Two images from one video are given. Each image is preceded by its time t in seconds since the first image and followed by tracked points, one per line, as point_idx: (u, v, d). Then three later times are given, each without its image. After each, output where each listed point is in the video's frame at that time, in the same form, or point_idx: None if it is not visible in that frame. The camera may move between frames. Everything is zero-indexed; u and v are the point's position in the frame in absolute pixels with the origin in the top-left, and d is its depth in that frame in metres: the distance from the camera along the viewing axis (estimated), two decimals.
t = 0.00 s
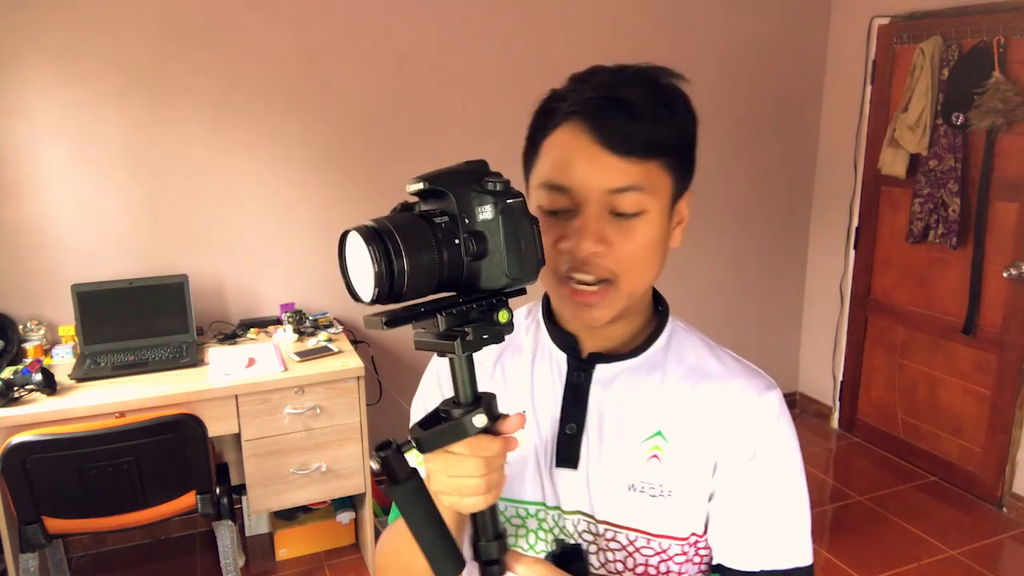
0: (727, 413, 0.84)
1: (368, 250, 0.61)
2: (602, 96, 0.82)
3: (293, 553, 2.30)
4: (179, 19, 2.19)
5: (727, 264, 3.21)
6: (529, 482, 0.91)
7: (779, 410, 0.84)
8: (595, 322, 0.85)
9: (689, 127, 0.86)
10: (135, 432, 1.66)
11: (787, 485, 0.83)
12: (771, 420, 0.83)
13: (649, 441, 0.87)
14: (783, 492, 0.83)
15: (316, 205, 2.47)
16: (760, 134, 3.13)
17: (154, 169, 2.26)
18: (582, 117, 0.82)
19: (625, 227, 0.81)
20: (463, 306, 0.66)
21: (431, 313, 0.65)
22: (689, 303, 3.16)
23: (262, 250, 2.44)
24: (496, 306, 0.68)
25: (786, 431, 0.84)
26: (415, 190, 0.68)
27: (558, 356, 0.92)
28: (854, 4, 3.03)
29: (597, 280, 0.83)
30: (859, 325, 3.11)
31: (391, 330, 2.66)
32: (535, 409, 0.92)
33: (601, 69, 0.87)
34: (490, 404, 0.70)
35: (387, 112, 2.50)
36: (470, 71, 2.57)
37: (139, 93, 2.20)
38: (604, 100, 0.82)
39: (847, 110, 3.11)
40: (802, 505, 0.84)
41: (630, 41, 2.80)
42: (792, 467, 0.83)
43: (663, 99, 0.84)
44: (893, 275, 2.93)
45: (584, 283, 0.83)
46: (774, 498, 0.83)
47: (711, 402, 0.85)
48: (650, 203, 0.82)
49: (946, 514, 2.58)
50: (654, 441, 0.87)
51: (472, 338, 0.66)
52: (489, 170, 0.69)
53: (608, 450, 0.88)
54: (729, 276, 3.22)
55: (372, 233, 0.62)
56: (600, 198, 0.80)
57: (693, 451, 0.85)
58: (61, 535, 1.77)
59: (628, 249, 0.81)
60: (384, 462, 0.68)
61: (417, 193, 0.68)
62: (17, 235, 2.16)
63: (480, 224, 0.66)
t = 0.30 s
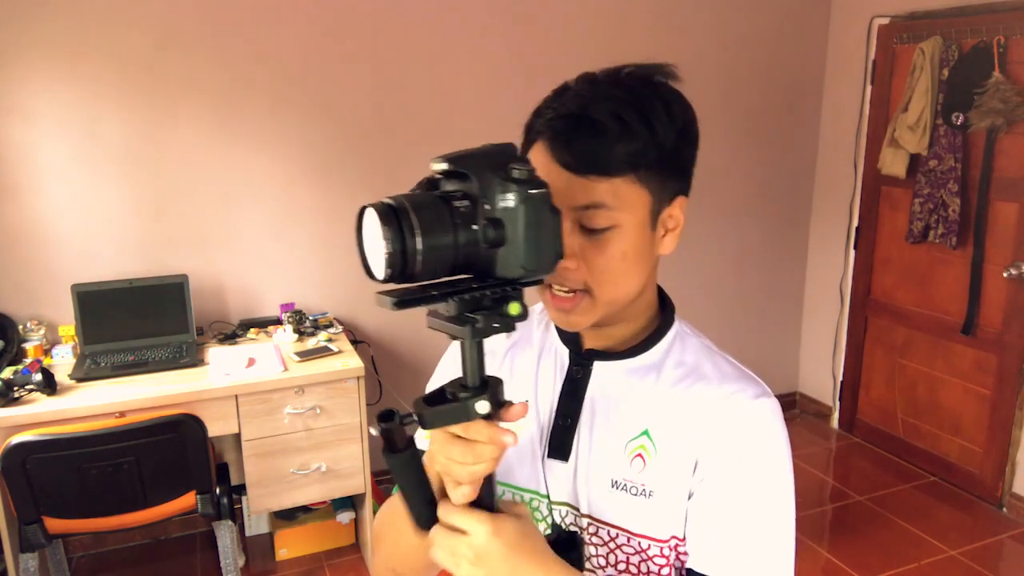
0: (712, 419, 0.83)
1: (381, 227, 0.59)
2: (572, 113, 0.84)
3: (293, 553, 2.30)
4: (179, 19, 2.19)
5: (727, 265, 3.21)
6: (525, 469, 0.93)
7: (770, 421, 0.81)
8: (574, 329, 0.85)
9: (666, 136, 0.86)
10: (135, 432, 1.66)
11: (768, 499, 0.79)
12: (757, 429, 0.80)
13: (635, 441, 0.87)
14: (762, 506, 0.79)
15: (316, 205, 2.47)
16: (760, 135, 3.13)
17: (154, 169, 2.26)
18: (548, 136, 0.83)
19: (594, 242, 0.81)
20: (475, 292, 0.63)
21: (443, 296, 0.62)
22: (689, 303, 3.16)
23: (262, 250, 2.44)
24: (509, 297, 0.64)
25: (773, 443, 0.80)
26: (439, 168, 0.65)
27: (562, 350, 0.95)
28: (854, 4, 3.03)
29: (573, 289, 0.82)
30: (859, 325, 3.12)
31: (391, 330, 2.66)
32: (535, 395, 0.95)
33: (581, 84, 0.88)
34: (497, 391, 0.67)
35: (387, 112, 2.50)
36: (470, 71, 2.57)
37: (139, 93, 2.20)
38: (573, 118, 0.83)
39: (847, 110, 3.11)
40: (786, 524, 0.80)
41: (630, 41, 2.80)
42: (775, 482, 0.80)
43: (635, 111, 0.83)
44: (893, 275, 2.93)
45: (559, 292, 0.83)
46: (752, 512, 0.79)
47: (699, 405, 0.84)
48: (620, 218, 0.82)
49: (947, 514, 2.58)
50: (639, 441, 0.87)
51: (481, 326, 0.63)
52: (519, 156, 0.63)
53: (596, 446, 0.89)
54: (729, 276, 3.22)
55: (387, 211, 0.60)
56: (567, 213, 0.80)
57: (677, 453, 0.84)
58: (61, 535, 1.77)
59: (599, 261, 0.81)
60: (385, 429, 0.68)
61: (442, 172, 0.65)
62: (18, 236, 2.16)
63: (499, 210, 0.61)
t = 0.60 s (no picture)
0: (739, 447, 0.78)
1: (440, 269, 0.60)
2: (609, 108, 0.82)
3: (294, 553, 2.30)
4: (179, 18, 2.19)
5: (727, 264, 3.21)
6: (543, 475, 0.94)
7: (804, 458, 0.74)
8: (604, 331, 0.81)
9: (705, 132, 0.83)
10: (135, 432, 1.66)
11: (790, 545, 0.73)
12: (787, 466, 0.74)
13: (660, 460, 0.84)
14: (784, 551, 0.73)
15: (315, 205, 2.47)
16: (760, 134, 3.13)
17: (154, 168, 2.26)
18: (582, 129, 0.81)
19: (628, 236, 0.77)
20: (525, 334, 0.61)
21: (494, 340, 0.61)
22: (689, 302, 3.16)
23: (262, 250, 2.43)
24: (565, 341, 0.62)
25: (805, 483, 0.73)
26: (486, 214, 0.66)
27: (592, 356, 0.94)
28: (854, 3, 3.03)
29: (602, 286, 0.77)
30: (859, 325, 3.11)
31: (391, 330, 2.66)
32: (558, 402, 0.95)
33: (619, 82, 0.86)
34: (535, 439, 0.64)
35: (388, 112, 2.49)
36: (470, 71, 2.57)
37: (139, 93, 2.20)
38: (610, 112, 0.81)
39: (846, 110, 3.11)
40: None
41: (630, 41, 2.80)
42: (802, 528, 0.73)
43: (673, 106, 0.81)
44: (893, 275, 2.93)
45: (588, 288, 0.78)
46: (771, 554, 0.73)
47: (727, 429, 0.79)
48: (656, 212, 0.78)
49: (947, 515, 2.58)
50: (663, 461, 0.84)
51: (532, 369, 0.60)
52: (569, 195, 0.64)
53: (618, 462, 0.87)
54: (729, 276, 3.22)
55: (444, 253, 0.60)
56: (599, 207, 0.77)
57: (700, 478, 0.80)
58: (61, 535, 1.77)
59: (631, 256, 0.77)
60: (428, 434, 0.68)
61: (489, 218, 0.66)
62: (17, 235, 2.16)
63: (552, 250, 0.62)
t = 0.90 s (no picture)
0: (781, 470, 0.75)
1: (461, 275, 0.59)
2: (667, 103, 0.80)
3: (293, 553, 2.30)
4: (179, 18, 2.19)
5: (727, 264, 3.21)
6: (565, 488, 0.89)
7: (851, 487, 0.72)
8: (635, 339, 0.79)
9: (766, 139, 0.80)
10: (135, 432, 1.66)
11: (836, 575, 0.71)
12: (834, 493, 0.72)
13: (692, 480, 0.81)
14: None
15: (315, 205, 2.47)
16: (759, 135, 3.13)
17: (154, 168, 2.26)
18: (635, 124, 0.79)
19: (673, 243, 0.75)
20: (554, 343, 0.62)
21: (520, 351, 0.61)
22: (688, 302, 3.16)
23: (262, 249, 2.43)
24: (597, 349, 0.63)
25: (853, 513, 0.71)
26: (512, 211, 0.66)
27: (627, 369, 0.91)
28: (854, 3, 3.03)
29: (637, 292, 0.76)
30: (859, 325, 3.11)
31: (391, 330, 2.66)
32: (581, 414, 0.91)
33: (679, 75, 0.83)
34: (569, 447, 0.64)
35: (388, 112, 2.49)
36: (471, 71, 2.57)
37: (139, 93, 2.20)
38: (667, 108, 0.79)
39: (846, 109, 3.11)
40: None
41: (630, 41, 2.80)
42: (848, 559, 0.71)
43: (735, 108, 0.78)
44: (893, 275, 2.93)
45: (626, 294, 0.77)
46: None
47: (768, 452, 0.77)
48: (704, 221, 0.76)
49: (947, 515, 2.58)
50: (696, 482, 0.80)
51: (560, 378, 0.61)
52: (595, 195, 0.64)
53: (648, 481, 0.83)
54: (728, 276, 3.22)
55: (465, 260, 0.60)
56: (643, 208, 0.75)
57: (736, 500, 0.78)
58: (61, 535, 1.77)
59: (670, 266, 0.75)
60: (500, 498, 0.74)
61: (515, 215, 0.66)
62: (17, 235, 2.16)
63: (581, 254, 0.62)
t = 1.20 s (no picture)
0: (818, 496, 0.74)
1: (472, 338, 0.58)
2: (708, 113, 0.77)
3: (293, 553, 2.30)
4: (179, 19, 2.19)
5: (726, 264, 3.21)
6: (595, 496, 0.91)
7: (897, 517, 0.70)
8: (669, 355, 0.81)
9: (815, 154, 0.77)
10: (135, 431, 1.66)
11: None
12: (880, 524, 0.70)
13: (725, 499, 0.80)
14: None
15: (316, 206, 2.47)
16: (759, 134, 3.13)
17: (154, 168, 2.26)
18: (672, 136, 0.77)
19: (711, 264, 0.74)
20: (573, 404, 0.62)
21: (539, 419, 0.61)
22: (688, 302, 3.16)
23: (262, 249, 2.44)
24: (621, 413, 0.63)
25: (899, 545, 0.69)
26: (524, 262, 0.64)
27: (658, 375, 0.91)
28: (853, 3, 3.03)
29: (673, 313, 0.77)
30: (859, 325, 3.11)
31: (391, 330, 2.66)
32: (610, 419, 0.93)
33: (725, 79, 0.80)
34: (579, 505, 0.64)
35: (388, 113, 2.50)
36: (471, 71, 2.58)
37: (139, 93, 2.20)
38: (709, 119, 0.76)
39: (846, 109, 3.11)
40: None
41: (631, 41, 2.81)
42: None
43: (783, 120, 0.75)
44: (893, 275, 2.93)
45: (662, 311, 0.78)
46: None
47: (806, 477, 0.75)
48: (742, 241, 0.74)
49: (948, 515, 2.57)
50: (729, 500, 0.80)
51: (576, 444, 0.62)
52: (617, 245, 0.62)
53: (679, 497, 0.83)
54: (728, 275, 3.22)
55: (472, 323, 0.59)
56: (679, 228, 0.74)
57: (768, 523, 0.77)
58: (61, 535, 1.77)
59: (706, 287, 0.75)
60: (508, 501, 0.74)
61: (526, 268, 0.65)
62: (17, 235, 2.16)
63: (604, 310, 0.62)
